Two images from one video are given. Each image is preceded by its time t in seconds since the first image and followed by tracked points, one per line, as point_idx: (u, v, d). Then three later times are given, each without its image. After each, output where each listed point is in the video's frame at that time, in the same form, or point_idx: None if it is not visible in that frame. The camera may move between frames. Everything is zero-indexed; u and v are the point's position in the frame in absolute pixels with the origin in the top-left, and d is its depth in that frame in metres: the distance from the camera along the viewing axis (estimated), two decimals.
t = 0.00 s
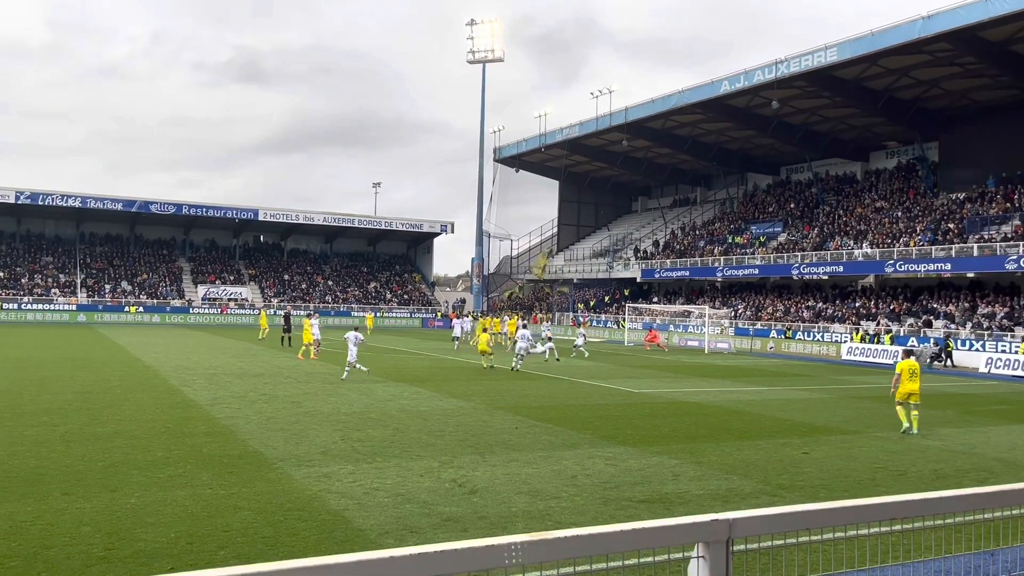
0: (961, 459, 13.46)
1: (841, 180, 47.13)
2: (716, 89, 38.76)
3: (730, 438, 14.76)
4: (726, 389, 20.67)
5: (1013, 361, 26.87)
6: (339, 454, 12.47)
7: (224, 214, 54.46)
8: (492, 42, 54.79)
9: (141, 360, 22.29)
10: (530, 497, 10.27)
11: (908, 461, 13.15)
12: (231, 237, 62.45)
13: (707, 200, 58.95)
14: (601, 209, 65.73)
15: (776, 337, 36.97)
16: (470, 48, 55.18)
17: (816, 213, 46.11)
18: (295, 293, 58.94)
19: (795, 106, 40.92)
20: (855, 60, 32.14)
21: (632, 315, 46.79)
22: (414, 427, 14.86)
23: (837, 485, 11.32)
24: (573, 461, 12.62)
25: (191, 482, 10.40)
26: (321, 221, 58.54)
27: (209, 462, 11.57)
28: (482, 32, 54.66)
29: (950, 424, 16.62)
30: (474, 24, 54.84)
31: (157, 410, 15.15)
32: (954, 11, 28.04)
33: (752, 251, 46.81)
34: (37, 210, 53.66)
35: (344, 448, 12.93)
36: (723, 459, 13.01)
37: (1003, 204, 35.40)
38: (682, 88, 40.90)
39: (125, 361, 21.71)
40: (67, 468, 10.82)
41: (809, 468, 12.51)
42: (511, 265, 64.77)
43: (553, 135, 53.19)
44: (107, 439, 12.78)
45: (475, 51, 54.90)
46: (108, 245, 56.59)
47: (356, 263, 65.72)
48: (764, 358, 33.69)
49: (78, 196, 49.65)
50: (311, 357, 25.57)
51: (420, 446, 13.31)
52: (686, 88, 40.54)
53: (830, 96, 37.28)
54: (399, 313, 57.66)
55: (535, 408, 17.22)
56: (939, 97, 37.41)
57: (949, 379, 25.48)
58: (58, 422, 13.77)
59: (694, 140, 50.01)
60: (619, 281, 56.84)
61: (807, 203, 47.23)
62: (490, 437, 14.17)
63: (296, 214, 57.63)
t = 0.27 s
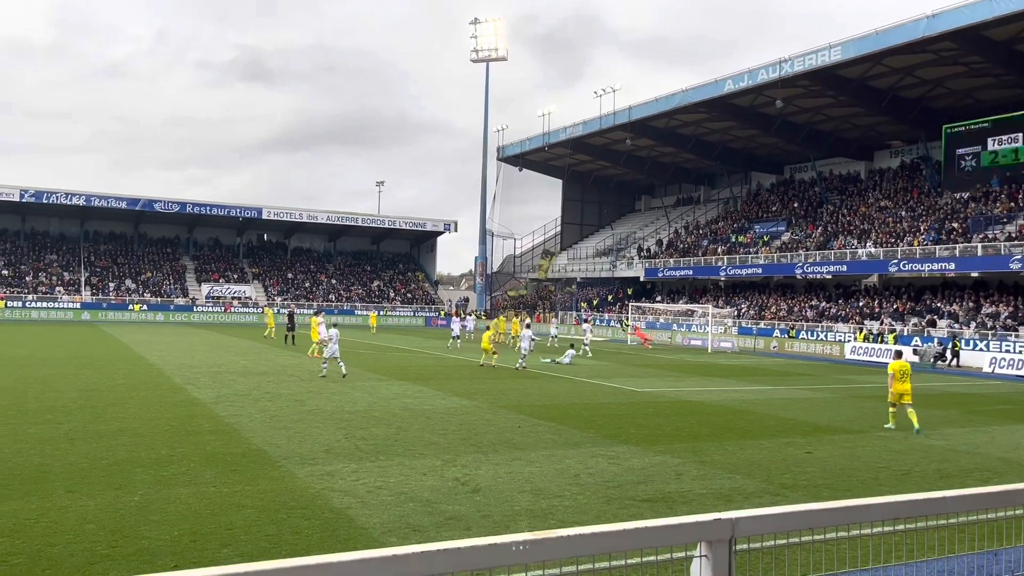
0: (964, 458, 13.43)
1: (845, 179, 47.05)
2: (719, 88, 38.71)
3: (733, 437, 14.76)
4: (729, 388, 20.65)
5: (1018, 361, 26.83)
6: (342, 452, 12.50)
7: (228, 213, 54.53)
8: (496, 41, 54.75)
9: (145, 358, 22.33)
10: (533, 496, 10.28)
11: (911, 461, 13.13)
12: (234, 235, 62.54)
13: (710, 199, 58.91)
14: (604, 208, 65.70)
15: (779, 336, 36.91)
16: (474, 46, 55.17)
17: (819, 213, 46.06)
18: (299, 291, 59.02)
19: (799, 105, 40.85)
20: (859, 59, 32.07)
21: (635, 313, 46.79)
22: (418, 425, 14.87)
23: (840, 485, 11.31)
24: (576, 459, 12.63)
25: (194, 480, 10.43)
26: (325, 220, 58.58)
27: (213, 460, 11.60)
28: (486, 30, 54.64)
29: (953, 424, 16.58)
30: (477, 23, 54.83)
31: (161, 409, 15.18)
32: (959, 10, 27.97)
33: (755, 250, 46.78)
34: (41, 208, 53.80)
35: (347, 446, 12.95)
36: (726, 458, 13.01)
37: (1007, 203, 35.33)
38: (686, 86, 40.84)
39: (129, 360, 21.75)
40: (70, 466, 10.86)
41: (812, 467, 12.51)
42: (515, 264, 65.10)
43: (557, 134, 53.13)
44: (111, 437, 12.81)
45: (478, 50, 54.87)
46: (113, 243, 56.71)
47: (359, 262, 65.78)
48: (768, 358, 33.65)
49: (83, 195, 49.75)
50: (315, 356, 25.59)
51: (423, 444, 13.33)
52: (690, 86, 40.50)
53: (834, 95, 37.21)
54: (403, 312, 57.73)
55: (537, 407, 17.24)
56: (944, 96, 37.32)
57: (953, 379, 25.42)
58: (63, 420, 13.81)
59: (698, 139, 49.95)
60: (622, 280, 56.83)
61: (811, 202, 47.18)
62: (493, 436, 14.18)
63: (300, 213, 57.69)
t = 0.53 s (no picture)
0: (966, 459, 13.40)
1: (847, 179, 47.03)
2: (722, 88, 38.68)
3: (735, 438, 14.75)
4: (731, 389, 20.63)
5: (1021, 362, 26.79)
6: (344, 452, 12.50)
7: (230, 213, 54.56)
8: (498, 41, 54.75)
9: (147, 358, 22.35)
10: (535, 496, 10.28)
11: (913, 462, 13.10)
12: (236, 235, 62.59)
13: (712, 199, 58.91)
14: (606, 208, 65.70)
15: (781, 336, 36.87)
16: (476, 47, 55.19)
17: (821, 213, 46.04)
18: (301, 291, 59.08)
19: (802, 106, 40.82)
20: (862, 59, 32.03)
21: (637, 314, 46.78)
22: (419, 425, 14.87)
23: (842, 485, 11.30)
24: (578, 460, 12.62)
25: (196, 480, 10.43)
26: (327, 220, 58.61)
27: (214, 460, 11.61)
28: (488, 30, 54.66)
29: (956, 424, 16.56)
30: (479, 23, 54.85)
31: (162, 408, 15.19)
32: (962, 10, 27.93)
33: (757, 251, 46.76)
34: (44, 208, 53.88)
35: (349, 446, 12.95)
36: (728, 459, 12.99)
37: (1010, 203, 35.28)
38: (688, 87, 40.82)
39: (131, 359, 21.77)
40: (72, 465, 10.87)
41: (814, 467, 12.50)
42: (517, 264, 65.68)
43: (560, 134, 53.10)
44: (112, 437, 12.82)
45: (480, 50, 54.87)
46: (115, 243, 56.79)
47: (361, 262, 65.82)
48: (770, 358, 33.61)
49: (86, 195, 49.82)
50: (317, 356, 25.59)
51: (425, 444, 13.32)
52: (692, 87, 40.49)
53: (836, 95, 37.17)
54: (404, 312, 57.75)
55: (538, 407, 17.24)
56: (946, 96, 37.28)
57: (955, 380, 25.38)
58: (65, 419, 13.83)
59: (700, 139, 49.92)
60: (624, 280, 56.82)
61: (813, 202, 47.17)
62: (495, 436, 14.18)
63: (302, 213, 57.71)
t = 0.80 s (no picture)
0: (967, 461, 13.38)
1: (848, 180, 47.01)
2: (723, 89, 38.69)
3: (736, 439, 14.73)
4: (732, 390, 20.61)
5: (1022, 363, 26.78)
6: (344, 454, 12.49)
7: (231, 214, 54.57)
8: (499, 43, 54.78)
9: (148, 358, 22.37)
10: (535, 498, 10.27)
11: (914, 463, 13.08)
12: (237, 236, 62.62)
13: (713, 201, 58.88)
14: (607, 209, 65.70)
15: (782, 338, 36.88)
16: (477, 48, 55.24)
17: (823, 214, 46.01)
18: (301, 293, 59.10)
19: (802, 107, 40.84)
20: (863, 61, 32.02)
21: (638, 315, 46.77)
22: (420, 426, 14.86)
23: (843, 486, 11.28)
24: (578, 461, 12.62)
25: (196, 481, 10.42)
26: (328, 221, 58.62)
27: (215, 461, 11.61)
28: (489, 32, 54.71)
29: (957, 426, 16.54)
30: (480, 25, 54.91)
31: (163, 409, 15.21)
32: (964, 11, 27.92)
33: (758, 252, 46.73)
34: (45, 209, 53.96)
35: (349, 448, 12.94)
36: (729, 460, 12.99)
37: (1011, 205, 35.24)
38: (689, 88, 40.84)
39: (132, 360, 21.80)
40: (73, 466, 10.87)
41: (814, 469, 12.49)
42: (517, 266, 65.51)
43: (560, 135, 53.11)
44: (113, 438, 12.82)
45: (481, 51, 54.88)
46: (116, 244, 56.85)
47: (362, 263, 65.81)
48: (771, 360, 33.65)
49: (87, 196, 49.86)
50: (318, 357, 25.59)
51: (425, 445, 13.31)
52: (693, 88, 40.49)
53: (837, 96, 37.18)
54: (405, 313, 57.76)
55: (539, 408, 17.23)
56: (947, 97, 37.27)
57: (956, 381, 25.37)
58: (66, 420, 13.84)
59: (701, 141, 49.91)
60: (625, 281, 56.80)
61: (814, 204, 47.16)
62: (496, 437, 14.18)
63: (303, 214, 57.73)
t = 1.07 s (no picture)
0: (967, 463, 13.38)
1: (848, 182, 47.02)
2: (723, 91, 38.72)
3: (736, 441, 14.72)
4: (732, 392, 20.60)
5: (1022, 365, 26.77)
6: (344, 455, 12.49)
7: (231, 215, 54.60)
8: (499, 44, 54.85)
9: (148, 360, 22.39)
10: (535, 499, 10.27)
11: (914, 465, 13.08)
12: (238, 238, 62.65)
13: (713, 202, 58.89)
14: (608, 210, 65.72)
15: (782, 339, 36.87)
16: (478, 50, 55.29)
17: (823, 216, 46.02)
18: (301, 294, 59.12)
19: (803, 109, 40.86)
20: (862, 62, 32.04)
21: (638, 317, 46.76)
22: (420, 428, 14.87)
23: (842, 488, 11.27)
24: (579, 463, 12.61)
25: (196, 483, 10.42)
26: (328, 223, 58.64)
27: (215, 462, 11.61)
28: (489, 34, 54.76)
29: (957, 428, 16.53)
30: (480, 26, 54.96)
31: (162, 411, 15.22)
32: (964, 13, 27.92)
33: (758, 253, 46.74)
34: (46, 211, 53.99)
35: (349, 449, 12.95)
36: (729, 462, 12.98)
37: (1011, 206, 35.25)
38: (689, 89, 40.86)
39: (132, 362, 21.81)
40: (72, 468, 10.87)
41: (814, 471, 12.48)
42: (518, 267, 65.49)
43: (560, 137, 53.14)
44: (113, 439, 12.82)
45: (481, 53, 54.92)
46: (116, 246, 56.89)
47: (362, 265, 65.81)
48: (771, 361, 33.66)
49: (87, 198, 49.86)
50: (318, 359, 25.59)
51: (425, 447, 13.31)
52: (693, 89, 40.50)
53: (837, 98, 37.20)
54: (405, 314, 57.76)
55: (538, 410, 17.23)
56: (947, 99, 37.29)
57: (957, 383, 25.37)
58: (65, 422, 13.84)
59: (701, 142, 49.93)
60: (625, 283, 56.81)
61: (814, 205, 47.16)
62: (496, 439, 14.17)
63: (303, 216, 57.75)
